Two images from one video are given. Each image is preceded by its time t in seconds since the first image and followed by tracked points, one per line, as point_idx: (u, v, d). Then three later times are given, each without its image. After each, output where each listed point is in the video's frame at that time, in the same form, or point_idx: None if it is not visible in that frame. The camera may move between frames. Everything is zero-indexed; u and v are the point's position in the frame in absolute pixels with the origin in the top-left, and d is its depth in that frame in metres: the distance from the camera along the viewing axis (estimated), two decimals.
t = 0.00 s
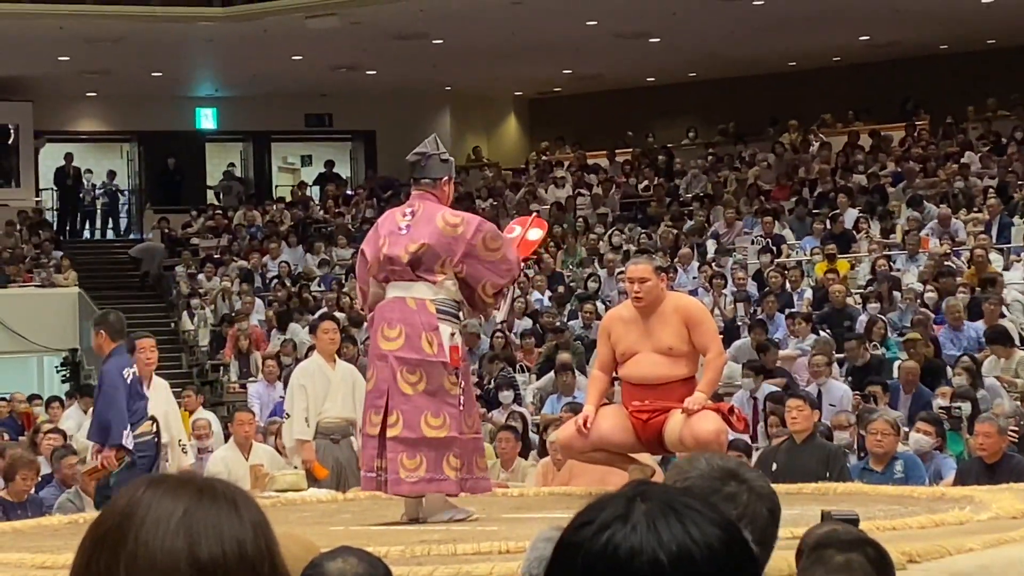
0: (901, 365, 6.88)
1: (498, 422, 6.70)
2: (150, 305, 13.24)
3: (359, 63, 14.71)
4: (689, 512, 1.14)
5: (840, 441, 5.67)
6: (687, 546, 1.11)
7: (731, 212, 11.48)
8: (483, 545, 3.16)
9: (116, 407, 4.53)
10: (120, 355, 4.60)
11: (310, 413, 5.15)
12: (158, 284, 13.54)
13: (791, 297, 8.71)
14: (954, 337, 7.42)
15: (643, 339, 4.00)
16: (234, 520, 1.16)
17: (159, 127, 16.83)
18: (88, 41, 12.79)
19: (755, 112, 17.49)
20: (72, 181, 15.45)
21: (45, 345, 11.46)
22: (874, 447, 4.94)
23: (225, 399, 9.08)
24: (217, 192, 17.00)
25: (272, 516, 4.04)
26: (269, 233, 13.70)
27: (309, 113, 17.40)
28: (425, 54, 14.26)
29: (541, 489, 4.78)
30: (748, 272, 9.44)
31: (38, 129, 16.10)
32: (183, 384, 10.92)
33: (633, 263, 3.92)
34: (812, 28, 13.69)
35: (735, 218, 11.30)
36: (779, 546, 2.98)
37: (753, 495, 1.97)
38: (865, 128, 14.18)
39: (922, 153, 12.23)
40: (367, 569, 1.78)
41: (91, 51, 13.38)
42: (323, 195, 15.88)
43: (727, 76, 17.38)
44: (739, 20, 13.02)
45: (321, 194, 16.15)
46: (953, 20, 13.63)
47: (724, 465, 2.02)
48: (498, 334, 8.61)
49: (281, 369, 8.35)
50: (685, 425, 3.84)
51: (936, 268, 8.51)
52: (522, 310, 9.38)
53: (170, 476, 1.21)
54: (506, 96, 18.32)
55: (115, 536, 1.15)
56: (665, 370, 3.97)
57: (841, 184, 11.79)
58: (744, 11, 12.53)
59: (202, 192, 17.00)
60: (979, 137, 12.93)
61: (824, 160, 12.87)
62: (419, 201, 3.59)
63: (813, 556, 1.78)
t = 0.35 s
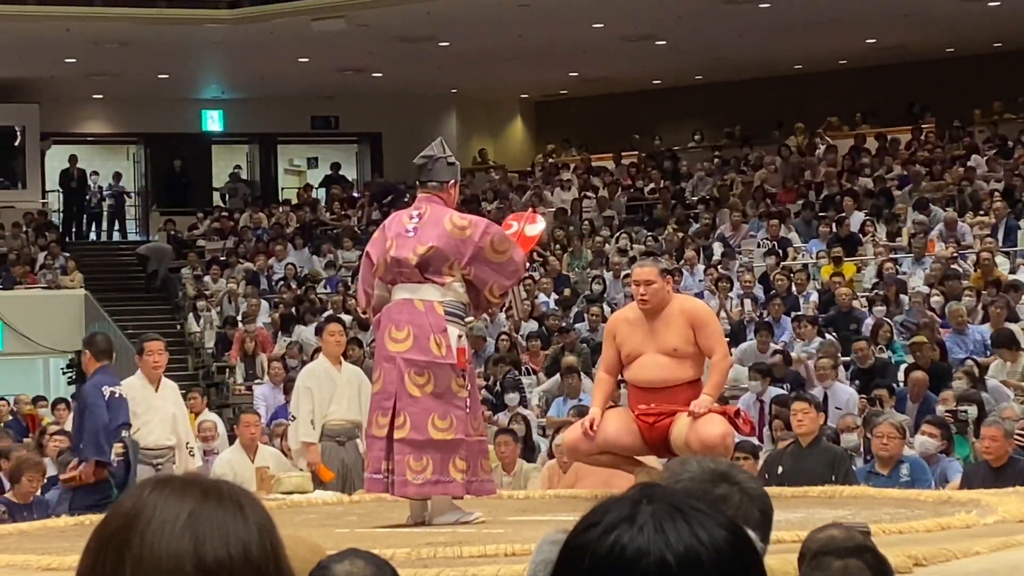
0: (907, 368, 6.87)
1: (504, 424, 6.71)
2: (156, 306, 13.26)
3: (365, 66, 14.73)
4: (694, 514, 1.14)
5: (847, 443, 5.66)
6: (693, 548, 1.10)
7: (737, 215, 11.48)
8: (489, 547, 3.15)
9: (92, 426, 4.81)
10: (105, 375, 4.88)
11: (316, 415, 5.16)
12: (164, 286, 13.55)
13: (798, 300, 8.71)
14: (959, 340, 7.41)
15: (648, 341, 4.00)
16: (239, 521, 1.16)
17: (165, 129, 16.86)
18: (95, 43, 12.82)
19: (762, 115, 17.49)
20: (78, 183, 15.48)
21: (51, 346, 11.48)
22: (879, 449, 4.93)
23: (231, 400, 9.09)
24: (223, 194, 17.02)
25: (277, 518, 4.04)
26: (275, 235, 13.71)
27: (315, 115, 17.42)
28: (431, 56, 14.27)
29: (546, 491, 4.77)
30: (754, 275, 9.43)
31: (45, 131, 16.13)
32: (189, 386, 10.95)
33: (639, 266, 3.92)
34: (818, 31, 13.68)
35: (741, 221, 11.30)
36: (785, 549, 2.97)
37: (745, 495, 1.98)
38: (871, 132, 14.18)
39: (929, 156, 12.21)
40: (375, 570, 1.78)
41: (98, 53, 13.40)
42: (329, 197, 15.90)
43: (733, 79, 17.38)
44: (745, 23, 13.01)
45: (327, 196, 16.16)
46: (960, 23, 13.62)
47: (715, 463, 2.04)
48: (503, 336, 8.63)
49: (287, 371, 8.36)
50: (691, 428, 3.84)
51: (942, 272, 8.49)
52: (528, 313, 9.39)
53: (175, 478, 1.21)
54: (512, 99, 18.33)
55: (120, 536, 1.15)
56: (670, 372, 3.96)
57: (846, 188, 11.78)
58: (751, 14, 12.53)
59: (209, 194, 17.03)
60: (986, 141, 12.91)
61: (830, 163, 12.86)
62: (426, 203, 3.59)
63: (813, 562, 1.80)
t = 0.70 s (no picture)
0: (910, 369, 6.86)
1: (507, 423, 6.70)
2: (159, 306, 13.26)
3: (369, 66, 14.74)
4: (697, 513, 1.14)
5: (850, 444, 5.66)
6: (695, 548, 1.10)
7: (741, 215, 11.48)
8: (492, 548, 3.15)
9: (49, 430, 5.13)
10: (75, 381, 5.15)
11: (319, 415, 5.15)
12: (168, 285, 13.55)
13: (802, 300, 8.72)
14: (963, 342, 7.41)
15: (652, 342, 3.99)
16: (243, 519, 1.16)
17: (169, 129, 16.86)
18: (98, 43, 12.83)
19: (765, 115, 17.50)
20: (81, 182, 15.47)
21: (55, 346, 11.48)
22: (883, 451, 4.92)
23: (234, 400, 9.09)
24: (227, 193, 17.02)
25: (281, 518, 4.04)
26: (279, 236, 13.71)
27: (319, 116, 17.42)
28: (434, 56, 14.27)
29: (549, 492, 4.77)
30: (758, 276, 9.43)
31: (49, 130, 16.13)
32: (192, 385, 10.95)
33: (643, 266, 3.91)
34: (822, 32, 13.67)
35: (745, 221, 11.29)
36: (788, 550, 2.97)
37: (733, 492, 1.99)
38: (875, 132, 14.18)
39: (934, 157, 12.19)
40: (379, 570, 1.77)
41: (102, 53, 13.41)
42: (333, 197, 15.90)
43: (737, 80, 17.38)
44: (749, 24, 13.01)
45: (331, 196, 16.16)
46: (964, 24, 13.61)
47: (705, 464, 2.04)
48: (507, 337, 8.63)
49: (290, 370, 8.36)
50: (695, 429, 3.83)
51: (946, 273, 8.49)
52: (531, 313, 9.39)
53: (179, 476, 1.21)
54: (516, 99, 18.33)
55: (126, 533, 1.15)
56: (674, 373, 3.96)
57: (850, 188, 11.77)
58: (755, 15, 12.53)
59: (213, 194, 17.03)
60: (991, 141, 12.90)
61: (834, 163, 12.85)
62: (431, 203, 3.58)
63: (812, 564, 1.80)
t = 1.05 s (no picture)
0: (910, 370, 6.87)
1: (507, 424, 6.70)
2: (160, 305, 13.27)
3: (370, 66, 14.75)
4: (695, 514, 1.14)
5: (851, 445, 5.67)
6: (694, 550, 1.11)
7: (741, 216, 11.48)
8: (493, 548, 3.15)
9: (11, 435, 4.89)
10: (41, 382, 4.95)
11: (320, 414, 5.16)
12: (169, 285, 13.54)
13: (802, 301, 8.71)
14: (963, 342, 7.41)
15: (653, 343, 3.99)
16: (245, 522, 1.16)
17: (170, 128, 16.86)
18: (99, 42, 12.83)
19: (765, 116, 17.52)
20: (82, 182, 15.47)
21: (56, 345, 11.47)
22: (883, 451, 4.93)
23: (234, 400, 9.10)
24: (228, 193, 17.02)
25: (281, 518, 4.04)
26: (280, 235, 13.71)
27: (319, 115, 17.43)
28: (436, 56, 14.26)
29: (550, 492, 4.77)
30: (759, 277, 9.44)
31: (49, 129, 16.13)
32: (193, 385, 10.96)
33: (644, 268, 3.92)
34: (824, 32, 13.67)
35: (746, 222, 11.30)
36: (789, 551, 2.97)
37: (750, 497, 1.98)
38: (876, 133, 14.19)
39: (934, 158, 12.21)
40: (380, 570, 1.77)
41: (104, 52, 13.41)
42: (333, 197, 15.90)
43: (738, 80, 17.39)
44: (751, 24, 13.00)
45: (331, 196, 16.16)
46: (965, 25, 13.60)
47: (723, 469, 2.02)
48: (507, 337, 8.63)
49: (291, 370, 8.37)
50: (696, 429, 3.83)
51: (946, 274, 8.49)
52: (532, 313, 9.40)
53: (180, 476, 1.21)
54: (517, 99, 18.33)
55: (127, 534, 1.15)
56: (675, 374, 3.96)
57: (851, 189, 11.77)
58: (757, 16, 12.53)
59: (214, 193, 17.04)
60: (992, 142, 12.92)
61: (834, 164, 12.85)
62: (436, 203, 3.59)
63: (814, 564, 1.80)
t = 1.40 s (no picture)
0: (907, 372, 6.87)
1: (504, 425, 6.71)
2: (157, 306, 13.25)
3: (368, 66, 14.74)
4: (692, 516, 1.15)
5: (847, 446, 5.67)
6: (690, 552, 1.11)
7: (738, 217, 11.49)
8: (490, 549, 3.15)
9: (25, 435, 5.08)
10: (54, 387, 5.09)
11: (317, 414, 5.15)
12: (167, 286, 13.54)
13: (798, 301, 8.72)
14: (959, 344, 7.42)
15: (650, 344, 4.00)
16: (241, 523, 1.16)
17: (167, 129, 16.84)
18: (97, 42, 12.82)
19: (762, 117, 17.53)
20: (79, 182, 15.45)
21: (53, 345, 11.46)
22: (879, 452, 4.92)
23: (232, 400, 9.11)
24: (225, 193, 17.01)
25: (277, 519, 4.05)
26: (277, 236, 13.71)
27: (317, 116, 17.42)
28: (434, 57, 14.26)
29: (547, 494, 4.77)
30: (755, 278, 9.44)
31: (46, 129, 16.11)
32: (190, 386, 10.95)
33: (640, 271, 3.92)
34: (822, 34, 13.68)
35: (744, 223, 11.31)
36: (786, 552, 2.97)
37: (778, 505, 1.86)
38: (873, 134, 14.21)
39: (931, 159, 12.23)
40: (377, 570, 1.78)
41: (101, 53, 13.40)
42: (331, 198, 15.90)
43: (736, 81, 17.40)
44: (749, 25, 12.99)
45: (329, 197, 16.15)
46: (962, 26, 13.63)
47: (751, 474, 1.91)
48: (504, 338, 8.63)
49: (288, 370, 8.38)
50: (693, 430, 3.82)
51: (943, 275, 8.50)
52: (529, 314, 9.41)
53: (175, 477, 1.21)
54: (515, 100, 18.33)
55: (123, 535, 1.15)
56: (673, 375, 3.97)
57: (848, 191, 11.78)
58: (754, 17, 12.54)
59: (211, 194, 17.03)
60: (988, 143, 12.94)
61: (831, 166, 12.87)
62: (442, 205, 3.60)
63: (814, 565, 1.80)
